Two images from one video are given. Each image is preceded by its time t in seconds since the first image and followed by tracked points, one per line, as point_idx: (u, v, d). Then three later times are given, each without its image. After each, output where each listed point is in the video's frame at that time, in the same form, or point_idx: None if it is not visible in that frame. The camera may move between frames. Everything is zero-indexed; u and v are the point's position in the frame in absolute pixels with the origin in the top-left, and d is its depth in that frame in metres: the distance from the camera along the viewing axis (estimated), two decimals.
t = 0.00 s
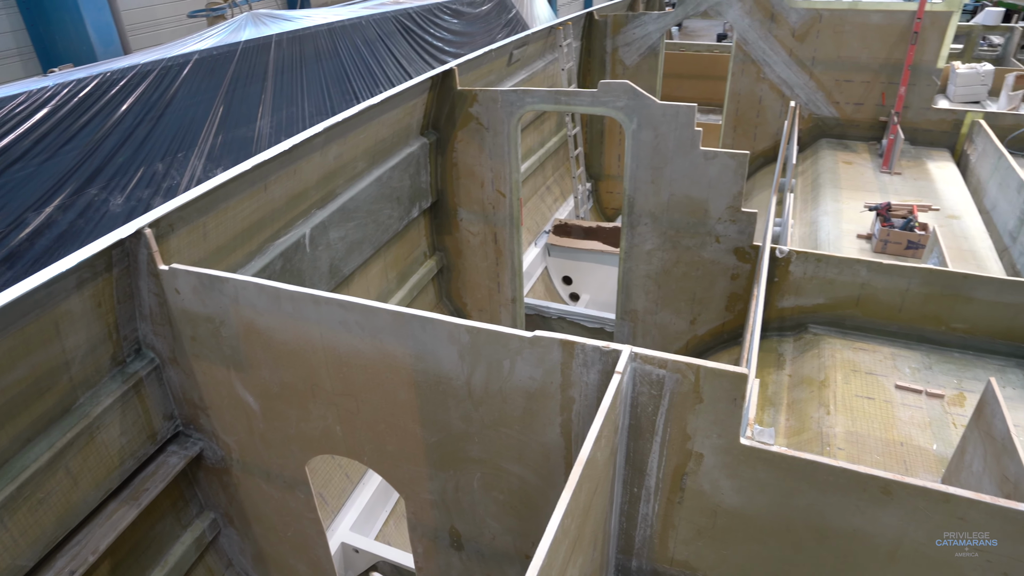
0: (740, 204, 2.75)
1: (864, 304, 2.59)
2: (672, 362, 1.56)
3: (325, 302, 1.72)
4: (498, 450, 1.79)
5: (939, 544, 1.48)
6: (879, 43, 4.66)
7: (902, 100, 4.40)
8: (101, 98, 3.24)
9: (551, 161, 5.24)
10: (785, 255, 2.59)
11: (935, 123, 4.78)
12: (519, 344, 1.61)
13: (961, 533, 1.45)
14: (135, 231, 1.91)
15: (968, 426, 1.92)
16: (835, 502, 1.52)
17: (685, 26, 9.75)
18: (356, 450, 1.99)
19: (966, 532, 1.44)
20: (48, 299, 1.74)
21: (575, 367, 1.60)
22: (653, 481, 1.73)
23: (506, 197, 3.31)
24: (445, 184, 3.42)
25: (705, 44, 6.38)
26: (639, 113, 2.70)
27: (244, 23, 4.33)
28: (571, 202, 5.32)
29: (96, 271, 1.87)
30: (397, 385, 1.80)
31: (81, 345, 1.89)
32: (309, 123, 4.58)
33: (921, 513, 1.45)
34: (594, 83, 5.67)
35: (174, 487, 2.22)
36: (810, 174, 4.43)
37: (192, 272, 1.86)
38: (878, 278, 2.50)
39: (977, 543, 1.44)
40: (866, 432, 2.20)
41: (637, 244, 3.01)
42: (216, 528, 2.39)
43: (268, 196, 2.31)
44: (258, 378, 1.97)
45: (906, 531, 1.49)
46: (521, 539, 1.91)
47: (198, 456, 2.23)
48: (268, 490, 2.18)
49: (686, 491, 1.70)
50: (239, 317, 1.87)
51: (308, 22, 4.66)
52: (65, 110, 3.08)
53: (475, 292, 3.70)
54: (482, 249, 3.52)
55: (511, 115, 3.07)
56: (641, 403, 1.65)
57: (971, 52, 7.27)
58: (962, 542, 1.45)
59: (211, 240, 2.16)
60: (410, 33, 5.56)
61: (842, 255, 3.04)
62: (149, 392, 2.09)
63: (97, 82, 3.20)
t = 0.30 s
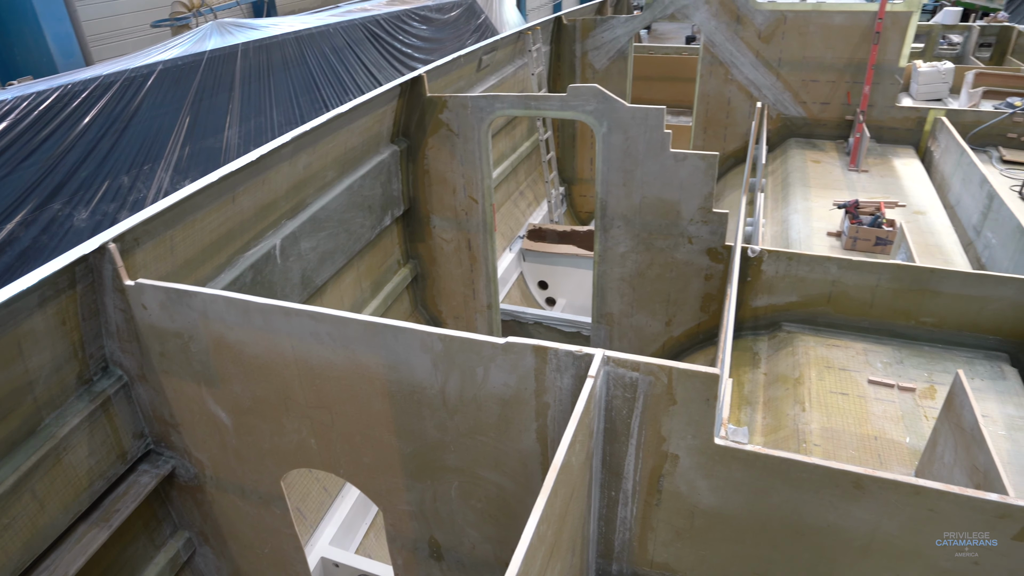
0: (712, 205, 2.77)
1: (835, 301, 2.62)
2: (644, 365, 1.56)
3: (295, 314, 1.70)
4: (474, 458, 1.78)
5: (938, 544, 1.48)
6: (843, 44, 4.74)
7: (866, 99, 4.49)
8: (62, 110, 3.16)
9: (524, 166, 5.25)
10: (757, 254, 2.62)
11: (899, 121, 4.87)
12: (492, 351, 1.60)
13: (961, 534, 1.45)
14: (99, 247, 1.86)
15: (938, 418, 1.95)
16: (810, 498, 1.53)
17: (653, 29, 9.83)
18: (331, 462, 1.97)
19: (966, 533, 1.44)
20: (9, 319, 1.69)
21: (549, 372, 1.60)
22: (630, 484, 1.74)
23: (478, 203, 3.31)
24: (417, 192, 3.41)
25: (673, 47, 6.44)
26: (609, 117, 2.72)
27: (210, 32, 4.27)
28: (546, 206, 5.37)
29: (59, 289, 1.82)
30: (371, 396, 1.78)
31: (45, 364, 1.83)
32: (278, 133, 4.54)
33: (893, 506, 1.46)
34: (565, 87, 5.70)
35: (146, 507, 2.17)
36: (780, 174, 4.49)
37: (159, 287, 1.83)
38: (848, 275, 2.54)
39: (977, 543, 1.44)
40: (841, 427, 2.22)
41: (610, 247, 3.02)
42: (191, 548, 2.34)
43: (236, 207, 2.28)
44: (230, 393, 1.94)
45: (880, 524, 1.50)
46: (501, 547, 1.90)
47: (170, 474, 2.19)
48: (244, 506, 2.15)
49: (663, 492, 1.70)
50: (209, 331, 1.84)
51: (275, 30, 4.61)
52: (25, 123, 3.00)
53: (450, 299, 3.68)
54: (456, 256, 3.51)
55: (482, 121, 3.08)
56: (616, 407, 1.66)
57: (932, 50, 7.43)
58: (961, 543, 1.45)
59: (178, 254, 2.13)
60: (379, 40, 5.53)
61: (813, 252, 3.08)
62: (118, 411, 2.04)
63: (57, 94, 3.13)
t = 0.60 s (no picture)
0: (683, 207, 2.80)
1: (807, 299, 2.65)
2: (617, 367, 1.56)
3: (266, 325, 1.68)
4: (451, 466, 1.77)
5: (939, 544, 1.49)
6: (808, 45, 4.81)
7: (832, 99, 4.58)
8: (23, 122, 3.10)
9: (498, 171, 5.26)
10: (729, 254, 2.65)
11: (866, 120, 4.98)
12: (465, 357, 1.59)
13: (962, 534, 1.46)
14: (62, 261, 1.81)
15: (909, 412, 1.98)
16: (784, 496, 1.54)
17: (623, 33, 9.91)
18: (306, 475, 1.94)
19: (968, 532, 1.46)
20: None
21: (523, 378, 1.59)
22: (607, 487, 1.74)
23: (451, 209, 3.31)
24: (390, 199, 3.39)
25: (643, 50, 6.50)
26: (579, 121, 2.73)
27: (175, 41, 4.22)
28: (520, 211, 5.39)
29: (21, 305, 1.77)
30: (345, 407, 1.76)
31: (7, 383, 1.77)
32: (247, 142, 4.49)
33: (866, 501, 1.48)
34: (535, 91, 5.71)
35: (117, 526, 2.12)
36: (751, 174, 4.54)
37: (125, 301, 1.79)
38: (819, 273, 2.57)
39: (978, 542, 1.46)
40: (816, 424, 2.25)
41: (584, 251, 3.03)
42: (164, 567, 2.29)
43: (204, 218, 2.25)
44: (201, 408, 1.91)
45: (853, 519, 1.52)
46: (480, 556, 1.89)
47: (142, 492, 2.15)
48: (218, 522, 2.11)
49: (640, 495, 1.71)
50: (178, 345, 1.81)
51: (242, 38, 4.56)
52: None
53: (426, 306, 3.67)
54: (430, 263, 3.50)
55: (453, 127, 3.08)
56: (590, 410, 1.66)
57: (895, 50, 7.60)
58: (962, 542, 1.47)
59: (145, 267, 2.09)
60: (349, 48, 5.51)
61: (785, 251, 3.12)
62: (85, 429, 1.99)
63: (18, 106, 3.07)
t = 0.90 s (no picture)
0: (660, 208, 2.81)
1: (784, 298, 2.68)
2: (595, 370, 1.56)
3: (239, 335, 1.65)
4: (431, 473, 1.76)
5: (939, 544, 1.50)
6: (780, 46, 4.86)
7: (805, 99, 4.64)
8: None
9: (475, 176, 5.25)
10: (706, 254, 2.66)
11: (838, 119, 5.07)
12: (443, 363, 1.58)
13: (962, 534, 1.48)
14: (30, 274, 1.76)
15: (886, 408, 2.00)
16: (763, 494, 1.55)
17: (598, 36, 9.97)
18: (284, 486, 1.92)
19: (968, 533, 1.47)
20: None
21: (501, 383, 1.58)
22: (588, 490, 1.74)
23: (427, 214, 3.30)
24: (366, 205, 3.37)
25: (618, 52, 6.54)
26: (554, 124, 2.73)
27: (144, 48, 4.16)
28: (497, 215, 5.35)
29: None
30: (322, 416, 1.74)
31: None
32: (220, 149, 4.44)
33: (843, 497, 1.49)
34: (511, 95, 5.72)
35: (90, 544, 2.07)
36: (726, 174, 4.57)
37: (95, 314, 1.75)
38: (795, 271, 2.60)
39: (977, 542, 1.47)
40: (795, 422, 2.26)
41: (562, 253, 3.03)
42: None
43: (176, 227, 2.21)
44: (175, 421, 1.88)
45: (831, 515, 1.53)
46: (462, 563, 1.88)
47: (116, 508, 2.11)
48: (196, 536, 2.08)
49: (620, 497, 1.71)
50: (150, 357, 1.77)
51: (213, 44, 4.51)
52: None
53: (404, 313, 3.65)
54: (408, 269, 3.49)
55: (428, 132, 3.08)
56: (569, 414, 1.66)
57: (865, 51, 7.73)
58: (962, 543, 1.48)
59: (116, 278, 2.04)
60: (322, 53, 5.47)
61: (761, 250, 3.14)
62: (56, 446, 1.93)
63: None
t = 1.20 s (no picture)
0: (633, 209, 2.83)
1: (758, 295, 2.71)
2: (570, 373, 1.56)
3: (210, 347, 1.62)
4: (408, 481, 1.74)
5: (939, 544, 1.52)
6: (748, 46, 4.92)
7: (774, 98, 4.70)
8: None
9: (448, 180, 5.23)
10: (680, 254, 2.68)
11: (807, 118, 5.15)
12: (417, 370, 1.57)
13: (962, 534, 1.50)
14: None
15: (859, 402, 2.03)
16: (740, 491, 1.56)
17: (569, 38, 10.02)
18: (260, 498, 1.89)
19: (968, 533, 1.50)
20: None
21: (476, 388, 1.57)
22: (566, 493, 1.74)
23: (401, 220, 3.29)
24: (338, 212, 3.34)
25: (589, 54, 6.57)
26: (526, 126, 2.73)
27: (107, 56, 4.08)
28: (471, 218, 5.36)
29: None
30: (296, 427, 1.72)
31: None
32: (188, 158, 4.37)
33: (817, 492, 1.50)
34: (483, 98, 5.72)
35: (60, 564, 2.02)
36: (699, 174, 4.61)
37: (59, 328, 1.70)
38: (768, 269, 2.63)
39: (977, 542, 1.50)
40: (771, 418, 2.28)
41: (537, 256, 3.03)
42: None
43: (143, 237, 2.17)
44: (146, 435, 1.84)
45: (806, 511, 1.54)
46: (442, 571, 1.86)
47: (86, 527, 2.06)
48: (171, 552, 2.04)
49: (598, 500, 1.71)
50: (118, 372, 1.74)
51: (179, 51, 4.44)
52: None
53: (379, 319, 3.63)
54: (382, 275, 3.47)
55: (399, 137, 3.07)
56: (544, 417, 1.66)
57: (832, 49, 7.85)
58: (961, 542, 1.51)
59: (82, 290, 2.00)
60: (290, 58, 5.42)
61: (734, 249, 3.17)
62: (22, 465, 1.88)
63: None
